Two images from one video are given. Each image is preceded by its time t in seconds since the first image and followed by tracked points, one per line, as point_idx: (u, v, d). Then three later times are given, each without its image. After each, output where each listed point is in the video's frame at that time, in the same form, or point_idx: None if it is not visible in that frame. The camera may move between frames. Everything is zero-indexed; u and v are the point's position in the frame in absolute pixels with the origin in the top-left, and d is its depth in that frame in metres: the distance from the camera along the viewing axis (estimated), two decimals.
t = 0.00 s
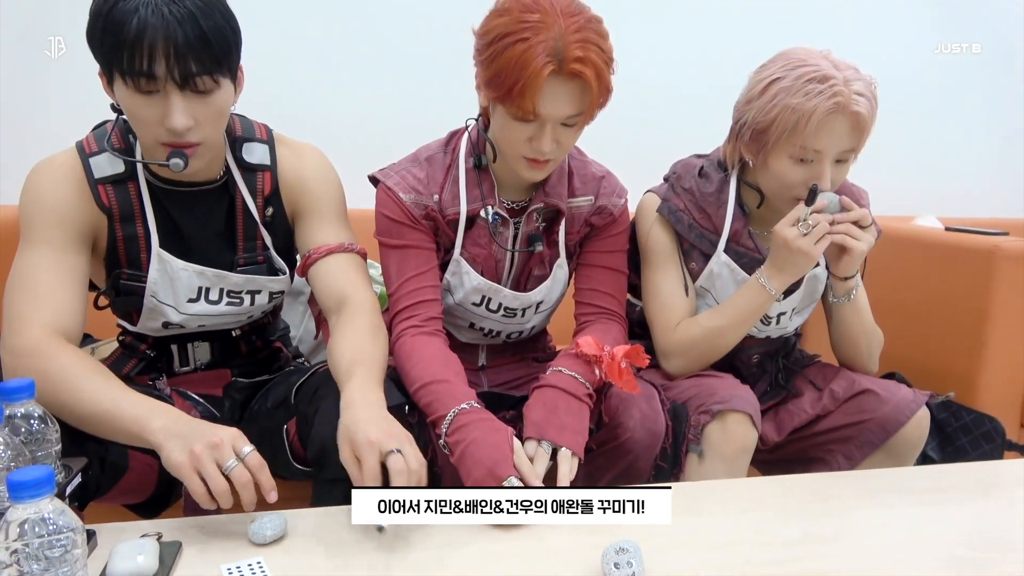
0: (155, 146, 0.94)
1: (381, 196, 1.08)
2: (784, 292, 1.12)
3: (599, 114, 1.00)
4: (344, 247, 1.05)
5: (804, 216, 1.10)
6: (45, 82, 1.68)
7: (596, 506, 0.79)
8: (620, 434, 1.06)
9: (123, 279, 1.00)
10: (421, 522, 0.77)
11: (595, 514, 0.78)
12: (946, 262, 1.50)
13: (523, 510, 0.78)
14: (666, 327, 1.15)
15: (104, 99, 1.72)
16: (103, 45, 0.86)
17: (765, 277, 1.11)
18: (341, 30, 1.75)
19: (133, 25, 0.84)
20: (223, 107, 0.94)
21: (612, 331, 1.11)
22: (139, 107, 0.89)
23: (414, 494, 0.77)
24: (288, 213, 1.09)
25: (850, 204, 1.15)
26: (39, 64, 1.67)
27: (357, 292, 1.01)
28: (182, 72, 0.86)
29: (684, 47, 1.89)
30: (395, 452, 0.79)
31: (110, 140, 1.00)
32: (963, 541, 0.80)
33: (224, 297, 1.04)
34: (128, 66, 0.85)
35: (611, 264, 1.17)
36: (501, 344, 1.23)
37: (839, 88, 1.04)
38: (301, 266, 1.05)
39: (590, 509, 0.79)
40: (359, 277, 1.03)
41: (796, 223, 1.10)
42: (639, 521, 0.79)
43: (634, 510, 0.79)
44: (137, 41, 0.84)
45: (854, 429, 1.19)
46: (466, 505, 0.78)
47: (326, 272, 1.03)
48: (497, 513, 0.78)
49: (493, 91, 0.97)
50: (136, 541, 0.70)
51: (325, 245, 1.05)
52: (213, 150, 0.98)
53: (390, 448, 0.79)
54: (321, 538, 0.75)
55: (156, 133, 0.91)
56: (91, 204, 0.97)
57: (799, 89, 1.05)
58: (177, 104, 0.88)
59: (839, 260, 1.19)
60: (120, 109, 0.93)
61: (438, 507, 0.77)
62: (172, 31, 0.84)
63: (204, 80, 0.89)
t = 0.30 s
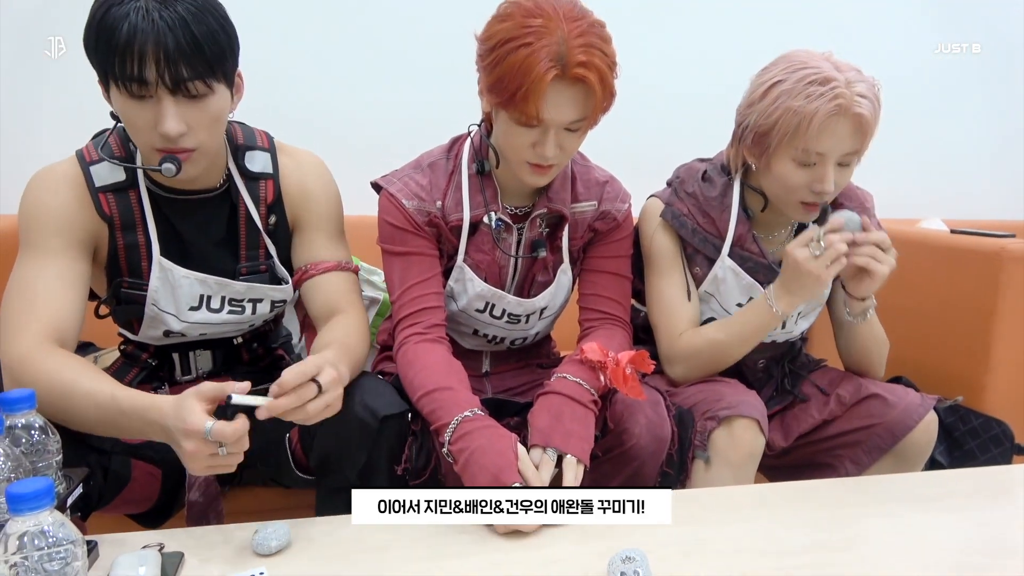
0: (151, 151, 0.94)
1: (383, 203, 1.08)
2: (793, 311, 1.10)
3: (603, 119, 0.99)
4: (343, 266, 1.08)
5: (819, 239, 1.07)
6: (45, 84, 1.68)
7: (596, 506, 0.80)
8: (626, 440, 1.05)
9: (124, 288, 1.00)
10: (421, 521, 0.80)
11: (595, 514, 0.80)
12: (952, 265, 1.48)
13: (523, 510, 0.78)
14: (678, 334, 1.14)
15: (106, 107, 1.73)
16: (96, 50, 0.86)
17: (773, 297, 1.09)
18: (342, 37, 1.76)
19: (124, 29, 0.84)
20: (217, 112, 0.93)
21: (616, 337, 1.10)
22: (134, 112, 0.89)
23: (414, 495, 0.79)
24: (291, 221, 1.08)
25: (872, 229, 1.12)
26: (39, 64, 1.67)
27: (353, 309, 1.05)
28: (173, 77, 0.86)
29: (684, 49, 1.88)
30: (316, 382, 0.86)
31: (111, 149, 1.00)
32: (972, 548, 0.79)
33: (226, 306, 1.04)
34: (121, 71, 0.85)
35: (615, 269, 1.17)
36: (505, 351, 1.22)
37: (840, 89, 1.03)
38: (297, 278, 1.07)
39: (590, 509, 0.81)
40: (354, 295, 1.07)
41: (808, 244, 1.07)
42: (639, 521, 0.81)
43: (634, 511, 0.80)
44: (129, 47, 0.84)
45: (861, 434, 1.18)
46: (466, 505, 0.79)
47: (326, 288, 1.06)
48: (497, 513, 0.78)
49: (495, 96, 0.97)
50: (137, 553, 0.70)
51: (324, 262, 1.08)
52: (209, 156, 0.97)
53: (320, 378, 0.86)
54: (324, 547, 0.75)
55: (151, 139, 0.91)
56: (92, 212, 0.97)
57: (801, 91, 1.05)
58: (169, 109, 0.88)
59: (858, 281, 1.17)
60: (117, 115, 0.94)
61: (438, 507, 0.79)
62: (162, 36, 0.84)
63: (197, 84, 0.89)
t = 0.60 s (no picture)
0: (169, 159, 0.93)
1: (384, 211, 1.08)
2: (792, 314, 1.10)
3: (606, 125, 0.99)
4: (350, 278, 1.08)
5: (810, 239, 1.08)
6: (46, 86, 1.68)
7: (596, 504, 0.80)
8: (630, 448, 1.05)
9: (128, 296, 1.00)
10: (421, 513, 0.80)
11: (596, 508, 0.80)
12: (957, 269, 1.48)
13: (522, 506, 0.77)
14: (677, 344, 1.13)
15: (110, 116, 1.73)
16: (121, 57, 0.86)
17: (770, 298, 1.10)
18: (344, 43, 1.76)
19: (154, 37, 0.85)
20: (238, 123, 0.94)
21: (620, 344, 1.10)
22: (157, 120, 0.89)
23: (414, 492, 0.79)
24: (297, 230, 1.08)
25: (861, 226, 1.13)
26: (40, 65, 1.67)
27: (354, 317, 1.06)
28: (203, 86, 0.87)
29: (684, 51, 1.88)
30: (282, 401, 0.83)
31: (118, 157, 1.00)
32: (978, 556, 0.78)
33: (230, 315, 1.04)
34: (148, 78, 0.85)
35: (618, 276, 1.16)
36: (507, 358, 1.22)
37: (847, 101, 1.02)
38: (301, 290, 1.08)
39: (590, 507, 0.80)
40: (359, 307, 1.08)
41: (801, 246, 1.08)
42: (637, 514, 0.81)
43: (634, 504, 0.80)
44: (158, 54, 0.84)
45: (867, 441, 1.18)
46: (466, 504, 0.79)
47: (330, 300, 1.06)
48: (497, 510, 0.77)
49: (498, 104, 0.97)
50: (135, 566, 0.69)
51: (329, 274, 1.08)
52: (225, 165, 0.97)
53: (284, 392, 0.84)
54: (325, 560, 0.74)
55: (172, 147, 0.91)
56: (98, 220, 0.97)
57: (806, 102, 1.05)
58: (196, 117, 0.88)
59: (857, 279, 1.17)
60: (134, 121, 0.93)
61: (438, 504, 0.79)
62: (194, 44, 0.85)
63: (224, 93, 0.89)
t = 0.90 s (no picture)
0: (179, 160, 0.92)
1: (378, 212, 1.07)
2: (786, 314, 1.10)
3: (598, 123, 0.99)
4: (351, 281, 1.08)
5: (807, 239, 1.07)
6: (44, 86, 1.68)
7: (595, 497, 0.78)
8: (626, 448, 1.04)
9: (125, 298, 0.99)
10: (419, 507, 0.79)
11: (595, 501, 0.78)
12: (957, 267, 1.47)
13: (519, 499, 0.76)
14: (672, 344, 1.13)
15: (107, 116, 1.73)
16: (137, 57, 0.85)
17: (767, 299, 1.09)
18: (341, 44, 1.75)
19: (173, 40, 0.84)
20: (249, 128, 0.93)
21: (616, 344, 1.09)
22: (170, 122, 0.88)
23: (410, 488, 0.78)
24: (298, 233, 1.07)
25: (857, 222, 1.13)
26: (40, 65, 1.67)
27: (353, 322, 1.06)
28: (219, 91, 0.87)
29: (681, 48, 1.87)
30: (256, 399, 0.82)
31: (119, 157, 0.99)
32: (975, 557, 0.77)
33: (227, 319, 1.03)
34: (164, 80, 0.85)
35: (614, 276, 1.15)
36: (504, 359, 1.21)
37: (847, 103, 1.02)
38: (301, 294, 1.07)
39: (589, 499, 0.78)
40: (359, 311, 1.07)
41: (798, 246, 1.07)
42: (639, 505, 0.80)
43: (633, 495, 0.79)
44: (176, 57, 0.84)
45: (865, 440, 1.17)
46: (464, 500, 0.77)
47: (331, 305, 1.06)
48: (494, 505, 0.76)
49: (489, 103, 0.96)
50: (122, 569, 0.69)
51: (333, 279, 1.07)
52: (233, 167, 0.97)
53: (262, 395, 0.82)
54: (316, 563, 0.74)
55: (183, 148, 0.90)
56: (97, 221, 0.96)
57: (806, 103, 1.04)
58: (210, 121, 0.88)
59: (852, 277, 1.16)
60: (144, 121, 0.92)
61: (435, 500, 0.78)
62: (213, 48, 0.85)
63: (238, 98, 0.89)
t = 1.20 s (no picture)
0: (186, 155, 0.92)
1: (376, 206, 1.07)
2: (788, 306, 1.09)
3: (597, 115, 0.98)
4: (351, 276, 1.07)
5: (809, 231, 1.07)
6: (44, 84, 1.67)
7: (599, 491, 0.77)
8: (626, 441, 1.03)
9: (127, 292, 0.99)
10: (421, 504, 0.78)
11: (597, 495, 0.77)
12: (959, 257, 1.46)
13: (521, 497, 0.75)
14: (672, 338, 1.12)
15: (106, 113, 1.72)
16: (146, 53, 0.85)
17: (768, 290, 1.08)
18: (340, 40, 1.74)
19: (185, 37, 0.83)
20: (257, 124, 0.93)
21: (615, 336, 1.08)
22: (179, 117, 0.87)
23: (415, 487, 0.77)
24: (301, 228, 1.07)
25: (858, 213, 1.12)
26: (39, 64, 1.66)
27: (353, 317, 1.05)
28: (229, 88, 0.86)
29: (681, 43, 1.86)
30: (241, 386, 0.82)
31: (123, 151, 0.99)
32: (977, 548, 0.77)
33: (229, 314, 1.03)
34: (174, 77, 0.84)
35: (615, 268, 1.15)
36: (504, 352, 1.21)
37: (850, 94, 1.02)
38: (301, 288, 1.07)
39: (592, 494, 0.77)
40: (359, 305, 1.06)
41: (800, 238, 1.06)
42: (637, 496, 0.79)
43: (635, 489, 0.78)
44: (187, 53, 0.83)
45: (867, 431, 1.17)
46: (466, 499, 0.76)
47: (331, 300, 1.05)
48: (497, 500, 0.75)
49: (488, 95, 0.95)
50: (119, 565, 0.68)
51: (333, 274, 1.06)
52: (240, 162, 0.97)
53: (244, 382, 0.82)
54: (315, 557, 0.73)
55: (192, 144, 0.90)
56: (102, 216, 0.95)
57: (809, 94, 1.03)
58: (219, 118, 0.87)
59: (853, 267, 1.16)
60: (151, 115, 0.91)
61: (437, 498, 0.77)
62: (223, 44, 0.84)
63: (248, 96, 0.88)
